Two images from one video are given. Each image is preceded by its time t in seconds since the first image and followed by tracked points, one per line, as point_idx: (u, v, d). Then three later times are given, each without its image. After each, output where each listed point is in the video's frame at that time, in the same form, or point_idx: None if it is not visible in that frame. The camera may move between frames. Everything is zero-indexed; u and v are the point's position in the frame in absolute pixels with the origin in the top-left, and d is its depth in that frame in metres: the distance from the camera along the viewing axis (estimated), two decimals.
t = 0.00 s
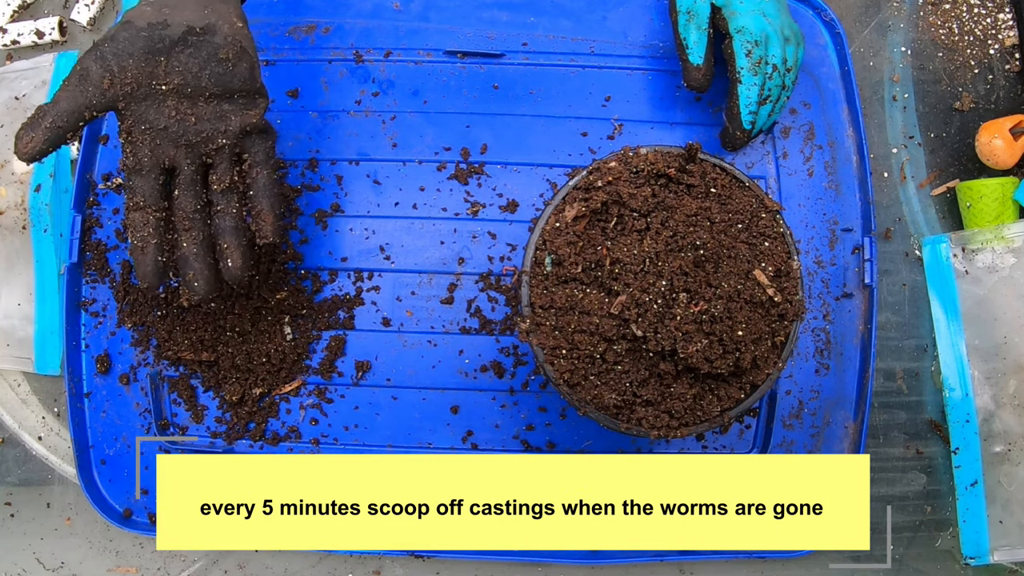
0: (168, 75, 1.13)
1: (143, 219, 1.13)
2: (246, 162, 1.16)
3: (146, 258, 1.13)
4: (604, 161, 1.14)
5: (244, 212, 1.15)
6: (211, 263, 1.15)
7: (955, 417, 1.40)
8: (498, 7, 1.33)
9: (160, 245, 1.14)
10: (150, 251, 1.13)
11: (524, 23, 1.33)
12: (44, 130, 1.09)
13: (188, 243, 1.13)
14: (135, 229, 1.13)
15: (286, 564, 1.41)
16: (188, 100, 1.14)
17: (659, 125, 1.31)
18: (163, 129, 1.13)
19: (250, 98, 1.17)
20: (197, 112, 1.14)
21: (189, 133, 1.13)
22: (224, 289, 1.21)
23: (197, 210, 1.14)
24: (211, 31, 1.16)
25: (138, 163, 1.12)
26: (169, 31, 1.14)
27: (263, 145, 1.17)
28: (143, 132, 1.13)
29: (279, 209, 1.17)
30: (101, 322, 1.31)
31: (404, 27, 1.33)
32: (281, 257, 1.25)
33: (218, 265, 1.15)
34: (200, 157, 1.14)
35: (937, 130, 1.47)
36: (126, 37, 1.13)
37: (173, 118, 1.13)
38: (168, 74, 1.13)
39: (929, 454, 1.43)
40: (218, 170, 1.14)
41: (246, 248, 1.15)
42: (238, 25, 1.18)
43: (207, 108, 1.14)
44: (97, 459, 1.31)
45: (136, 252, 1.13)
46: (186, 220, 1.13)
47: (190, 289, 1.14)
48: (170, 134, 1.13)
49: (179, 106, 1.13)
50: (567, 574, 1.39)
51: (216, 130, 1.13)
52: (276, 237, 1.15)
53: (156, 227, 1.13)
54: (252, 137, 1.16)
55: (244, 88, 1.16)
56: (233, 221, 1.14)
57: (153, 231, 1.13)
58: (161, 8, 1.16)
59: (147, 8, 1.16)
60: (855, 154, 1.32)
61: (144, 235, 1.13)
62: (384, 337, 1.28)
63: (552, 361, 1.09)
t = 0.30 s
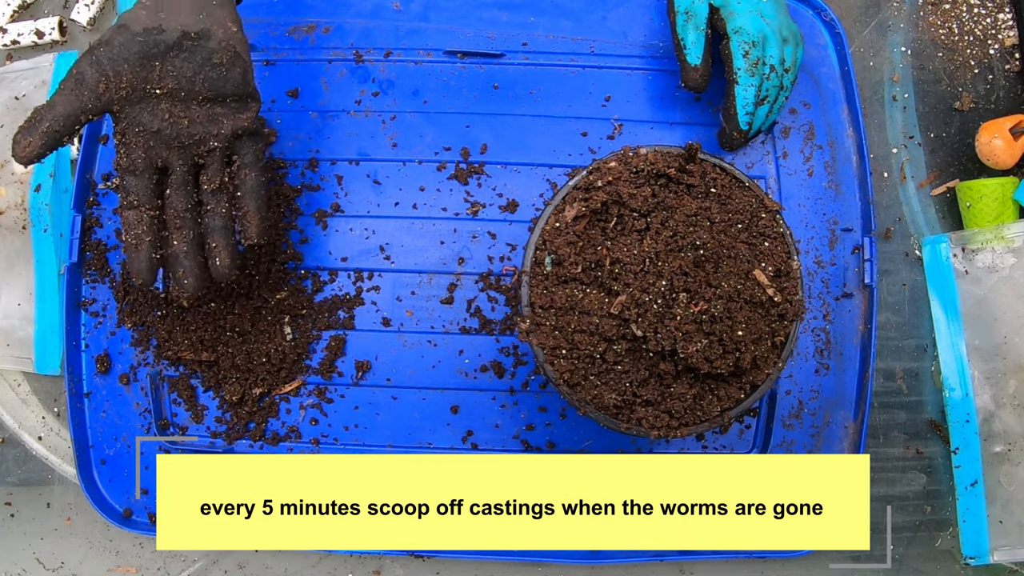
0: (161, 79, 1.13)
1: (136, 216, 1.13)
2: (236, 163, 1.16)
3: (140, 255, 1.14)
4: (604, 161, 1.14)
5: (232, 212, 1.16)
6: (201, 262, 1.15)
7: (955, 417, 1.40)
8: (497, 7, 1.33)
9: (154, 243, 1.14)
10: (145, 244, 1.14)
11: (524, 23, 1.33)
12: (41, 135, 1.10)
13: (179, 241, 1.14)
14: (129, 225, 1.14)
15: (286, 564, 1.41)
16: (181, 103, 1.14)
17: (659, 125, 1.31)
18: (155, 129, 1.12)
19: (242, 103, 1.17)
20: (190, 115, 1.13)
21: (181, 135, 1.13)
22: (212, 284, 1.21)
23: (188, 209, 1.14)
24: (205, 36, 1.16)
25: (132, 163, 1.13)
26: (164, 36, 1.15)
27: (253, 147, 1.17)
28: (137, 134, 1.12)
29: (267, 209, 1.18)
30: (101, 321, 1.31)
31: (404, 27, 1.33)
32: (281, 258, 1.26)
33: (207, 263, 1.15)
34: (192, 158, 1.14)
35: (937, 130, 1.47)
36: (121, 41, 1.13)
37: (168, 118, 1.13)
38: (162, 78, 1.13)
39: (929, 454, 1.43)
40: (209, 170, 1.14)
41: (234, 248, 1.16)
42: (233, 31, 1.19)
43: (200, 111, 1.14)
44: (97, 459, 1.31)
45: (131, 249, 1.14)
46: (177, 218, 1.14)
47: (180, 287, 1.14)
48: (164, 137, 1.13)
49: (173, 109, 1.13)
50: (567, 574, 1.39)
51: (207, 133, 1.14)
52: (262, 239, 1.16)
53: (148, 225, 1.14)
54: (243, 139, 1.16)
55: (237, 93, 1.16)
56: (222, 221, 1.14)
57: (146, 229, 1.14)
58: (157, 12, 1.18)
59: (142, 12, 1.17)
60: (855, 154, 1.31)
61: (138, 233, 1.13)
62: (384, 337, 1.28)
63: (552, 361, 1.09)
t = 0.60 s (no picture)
0: (154, 60, 1.13)
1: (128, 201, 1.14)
2: (230, 146, 1.16)
3: (132, 240, 1.13)
4: (604, 161, 1.14)
5: (225, 195, 1.15)
6: (194, 247, 1.15)
7: (955, 417, 1.40)
8: (497, 7, 1.33)
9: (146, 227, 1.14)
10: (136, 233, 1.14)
11: (524, 23, 1.33)
12: (33, 115, 1.09)
13: (172, 225, 1.13)
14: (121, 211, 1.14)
15: (286, 564, 1.41)
16: (175, 85, 1.14)
17: (659, 125, 1.31)
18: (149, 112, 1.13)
19: (236, 85, 1.17)
20: (184, 97, 1.14)
21: (175, 117, 1.13)
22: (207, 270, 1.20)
23: (181, 193, 1.14)
24: (199, 16, 1.14)
25: (124, 146, 1.13)
26: (157, 16, 1.13)
27: (247, 130, 1.16)
28: (130, 116, 1.13)
29: (262, 194, 1.17)
30: (101, 321, 1.31)
31: (404, 27, 1.33)
32: (281, 257, 1.26)
33: (200, 248, 1.15)
34: (185, 141, 1.14)
35: (937, 130, 1.47)
36: (113, 21, 1.12)
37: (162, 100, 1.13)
38: (155, 59, 1.13)
39: (929, 454, 1.43)
40: (203, 154, 1.14)
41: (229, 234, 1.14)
42: (226, 12, 1.16)
43: (194, 93, 1.14)
44: (97, 459, 1.31)
45: (124, 234, 1.13)
46: (171, 203, 1.13)
47: (174, 272, 1.13)
48: (156, 119, 1.13)
49: (166, 90, 1.13)
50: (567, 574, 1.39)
51: (202, 114, 1.14)
52: (256, 223, 1.15)
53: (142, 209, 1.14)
54: (237, 122, 1.16)
55: (231, 75, 1.16)
56: (215, 205, 1.14)
57: (139, 213, 1.14)
58: None
59: None
60: (855, 154, 1.31)
61: (130, 217, 1.13)
62: (384, 337, 1.28)
63: (552, 361, 1.09)
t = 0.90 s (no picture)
0: (171, 52, 1.13)
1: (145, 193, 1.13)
2: (247, 136, 1.16)
3: (152, 233, 1.13)
4: (604, 161, 1.14)
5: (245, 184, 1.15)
6: (215, 237, 1.14)
7: (955, 417, 1.40)
8: (497, 7, 1.33)
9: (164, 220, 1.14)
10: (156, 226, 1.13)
11: (524, 23, 1.33)
12: (51, 107, 1.10)
13: (191, 217, 1.13)
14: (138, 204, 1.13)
15: (286, 564, 1.41)
16: (191, 77, 1.14)
17: (659, 125, 1.31)
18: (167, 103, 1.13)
19: (251, 76, 1.17)
20: (200, 88, 1.14)
21: (192, 108, 1.13)
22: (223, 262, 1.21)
23: (200, 184, 1.14)
24: (213, 8, 1.15)
25: (141, 139, 1.12)
26: (172, 8, 1.14)
27: (264, 121, 1.17)
28: (147, 108, 1.13)
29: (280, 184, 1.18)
30: (101, 321, 1.31)
31: (404, 27, 1.33)
32: (281, 257, 1.26)
33: (221, 238, 1.14)
34: (202, 132, 1.14)
35: (937, 130, 1.47)
36: (129, 13, 1.13)
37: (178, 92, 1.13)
38: (171, 50, 1.13)
39: (928, 454, 1.43)
40: (221, 145, 1.14)
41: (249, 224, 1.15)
42: (241, 4, 1.16)
43: (209, 85, 1.14)
44: (97, 459, 1.31)
45: (142, 228, 1.13)
46: (190, 194, 1.13)
47: (195, 263, 1.13)
48: (174, 110, 1.13)
49: (182, 82, 1.13)
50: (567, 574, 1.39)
51: (219, 105, 1.14)
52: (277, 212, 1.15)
53: (159, 202, 1.13)
54: (254, 112, 1.16)
55: (246, 66, 1.16)
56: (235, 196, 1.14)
57: (158, 206, 1.13)
58: None
59: None
60: (855, 154, 1.31)
61: (148, 210, 1.13)
62: (384, 337, 1.28)
63: (552, 361, 1.09)
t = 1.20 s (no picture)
0: (165, 62, 1.13)
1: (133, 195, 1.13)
2: (232, 140, 1.16)
3: (138, 233, 1.12)
4: (604, 161, 1.14)
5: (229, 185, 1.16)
6: (198, 237, 1.15)
7: (955, 417, 1.40)
8: (497, 7, 1.33)
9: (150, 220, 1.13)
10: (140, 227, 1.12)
11: (524, 23, 1.33)
12: (51, 121, 1.09)
13: (176, 217, 1.13)
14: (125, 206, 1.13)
15: (286, 564, 1.41)
16: (183, 85, 1.14)
17: (659, 125, 1.31)
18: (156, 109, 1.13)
19: (239, 85, 1.17)
20: (190, 96, 1.14)
21: (180, 114, 1.14)
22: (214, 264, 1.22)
23: (184, 186, 1.14)
24: (209, 19, 1.13)
25: (131, 142, 1.13)
26: (169, 18, 1.12)
27: (250, 126, 1.18)
28: (137, 113, 1.13)
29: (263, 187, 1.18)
30: (101, 321, 1.31)
31: (404, 27, 1.33)
32: (281, 257, 1.26)
33: (204, 238, 1.15)
34: (188, 136, 1.15)
35: (937, 130, 1.47)
36: (126, 23, 1.12)
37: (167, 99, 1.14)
38: (166, 60, 1.13)
39: (929, 454, 1.43)
40: (206, 148, 1.15)
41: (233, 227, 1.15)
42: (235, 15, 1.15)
43: (199, 92, 1.15)
44: (97, 459, 1.31)
45: (127, 228, 1.12)
46: (173, 195, 1.13)
47: (178, 262, 1.13)
48: (161, 115, 1.14)
49: (173, 89, 1.14)
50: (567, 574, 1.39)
51: (207, 112, 1.15)
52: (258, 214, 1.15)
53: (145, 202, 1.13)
54: (240, 118, 1.17)
55: (236, 76, 1.16)
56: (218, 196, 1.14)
57: (144, 207, 1.12)
58: None
59: None
60: (855, 154, 1.31)
61: (135, 211, 1.12)
62: (384, 337, 1.28)
63: (552, 361, 1.09)
